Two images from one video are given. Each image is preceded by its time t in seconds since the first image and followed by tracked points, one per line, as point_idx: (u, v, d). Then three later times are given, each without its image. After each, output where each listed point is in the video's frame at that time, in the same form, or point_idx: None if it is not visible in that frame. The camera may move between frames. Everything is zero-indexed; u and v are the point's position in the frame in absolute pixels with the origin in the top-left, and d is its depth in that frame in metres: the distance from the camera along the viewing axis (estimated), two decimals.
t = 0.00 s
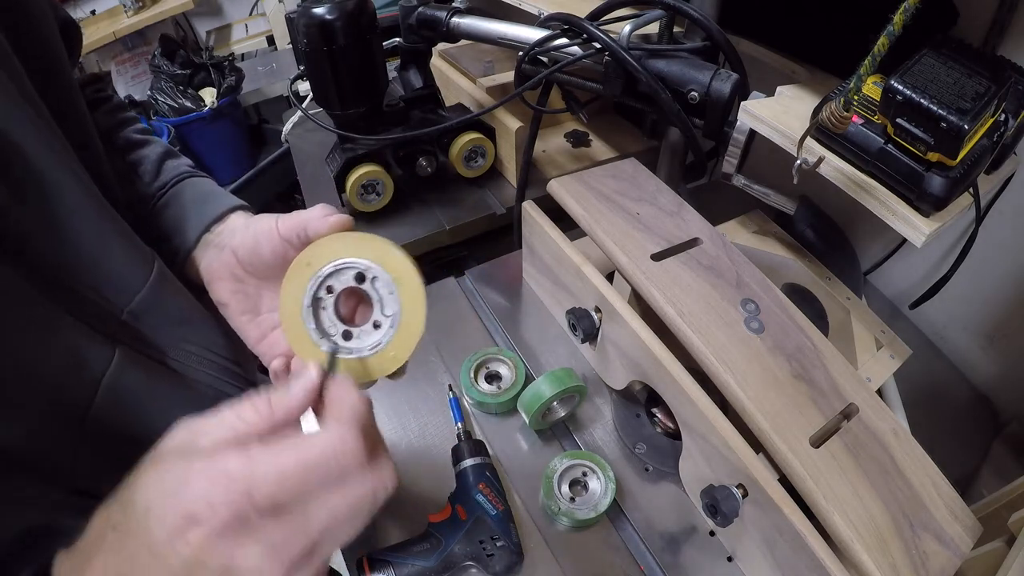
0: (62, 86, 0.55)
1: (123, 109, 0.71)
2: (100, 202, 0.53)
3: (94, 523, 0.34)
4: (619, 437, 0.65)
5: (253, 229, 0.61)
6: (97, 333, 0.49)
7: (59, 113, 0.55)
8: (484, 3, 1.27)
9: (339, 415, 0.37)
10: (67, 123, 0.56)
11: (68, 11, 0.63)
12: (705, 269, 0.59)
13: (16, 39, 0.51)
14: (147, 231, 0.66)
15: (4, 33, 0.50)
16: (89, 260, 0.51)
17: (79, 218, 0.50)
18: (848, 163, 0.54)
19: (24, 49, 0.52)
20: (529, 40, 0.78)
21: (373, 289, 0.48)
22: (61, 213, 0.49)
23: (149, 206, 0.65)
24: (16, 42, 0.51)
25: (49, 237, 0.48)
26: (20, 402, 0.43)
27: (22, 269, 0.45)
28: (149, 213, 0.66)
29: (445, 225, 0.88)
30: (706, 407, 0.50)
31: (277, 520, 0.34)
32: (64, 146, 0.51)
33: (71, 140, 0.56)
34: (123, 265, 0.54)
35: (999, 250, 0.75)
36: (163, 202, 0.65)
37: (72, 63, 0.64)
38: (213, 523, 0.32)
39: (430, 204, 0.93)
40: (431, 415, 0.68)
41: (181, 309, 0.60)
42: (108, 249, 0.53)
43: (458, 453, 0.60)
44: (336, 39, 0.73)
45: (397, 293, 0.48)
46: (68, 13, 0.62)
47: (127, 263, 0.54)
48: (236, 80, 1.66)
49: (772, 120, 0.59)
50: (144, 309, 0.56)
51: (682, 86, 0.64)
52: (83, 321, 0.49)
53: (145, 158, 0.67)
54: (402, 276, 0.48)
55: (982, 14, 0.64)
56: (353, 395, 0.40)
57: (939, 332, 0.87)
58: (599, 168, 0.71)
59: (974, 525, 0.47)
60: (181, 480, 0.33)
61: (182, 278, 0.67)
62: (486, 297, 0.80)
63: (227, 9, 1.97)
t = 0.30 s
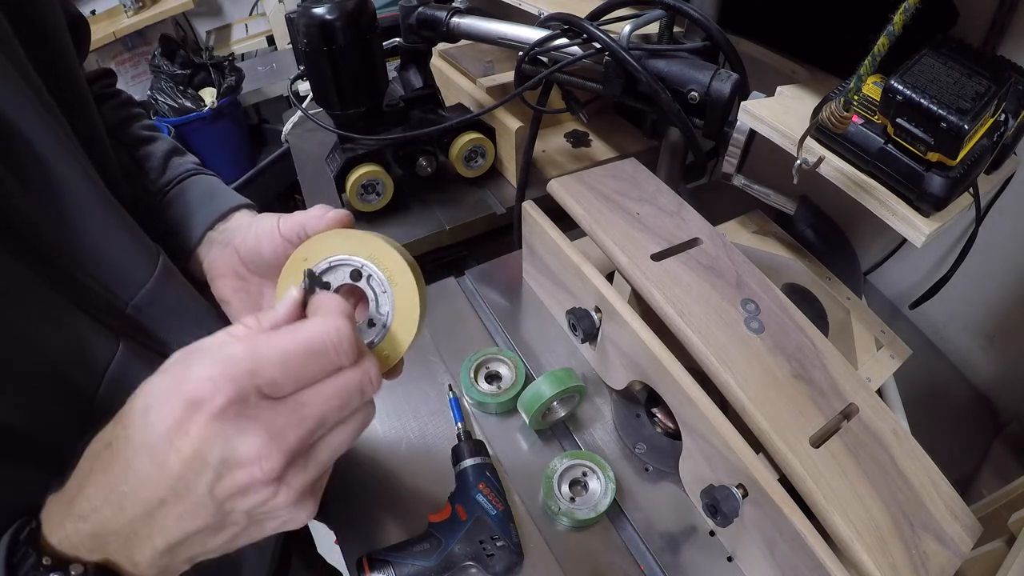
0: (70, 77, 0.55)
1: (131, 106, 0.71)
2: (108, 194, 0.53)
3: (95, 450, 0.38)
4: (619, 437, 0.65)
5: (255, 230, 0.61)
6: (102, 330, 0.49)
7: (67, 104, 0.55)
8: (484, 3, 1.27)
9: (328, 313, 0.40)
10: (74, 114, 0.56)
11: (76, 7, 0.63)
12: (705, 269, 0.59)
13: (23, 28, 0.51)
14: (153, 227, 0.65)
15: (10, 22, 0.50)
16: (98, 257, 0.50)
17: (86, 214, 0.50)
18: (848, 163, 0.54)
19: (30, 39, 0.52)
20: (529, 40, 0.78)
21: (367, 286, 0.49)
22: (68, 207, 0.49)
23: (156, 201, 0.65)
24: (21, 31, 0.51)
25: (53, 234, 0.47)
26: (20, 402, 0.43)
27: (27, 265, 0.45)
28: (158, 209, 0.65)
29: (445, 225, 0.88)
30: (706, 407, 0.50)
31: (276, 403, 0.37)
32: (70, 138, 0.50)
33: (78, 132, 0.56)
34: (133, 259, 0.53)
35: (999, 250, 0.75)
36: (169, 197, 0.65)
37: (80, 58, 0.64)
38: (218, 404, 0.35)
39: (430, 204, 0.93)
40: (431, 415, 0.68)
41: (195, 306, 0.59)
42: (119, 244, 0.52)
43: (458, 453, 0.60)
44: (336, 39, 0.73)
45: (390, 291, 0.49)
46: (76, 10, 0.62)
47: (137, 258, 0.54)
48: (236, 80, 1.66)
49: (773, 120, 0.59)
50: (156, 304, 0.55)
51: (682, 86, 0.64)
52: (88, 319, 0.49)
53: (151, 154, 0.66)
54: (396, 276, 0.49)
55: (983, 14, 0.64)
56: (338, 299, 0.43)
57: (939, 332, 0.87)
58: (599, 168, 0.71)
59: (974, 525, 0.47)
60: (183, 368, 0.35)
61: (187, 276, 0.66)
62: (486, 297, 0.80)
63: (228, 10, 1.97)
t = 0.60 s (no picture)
0: (72, 73, 0.55)
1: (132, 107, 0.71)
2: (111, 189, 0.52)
3: (108, 444, 0.38)
4: (619, 437, 0.65)
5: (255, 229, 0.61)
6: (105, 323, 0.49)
7: (68, 101, 0.55)
8: (484, 3, 1.27)
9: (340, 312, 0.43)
10: (75, 111, 0.56)
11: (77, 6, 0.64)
12: (705, 269, 0.59)
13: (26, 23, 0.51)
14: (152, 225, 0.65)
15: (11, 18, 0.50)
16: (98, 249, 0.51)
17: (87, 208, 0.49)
18: (848, 163, 0.54)
19: (31, 35, 0.51)
20: (529, 39, 0.78)
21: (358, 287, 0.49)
22: (74, 201, 0.49)
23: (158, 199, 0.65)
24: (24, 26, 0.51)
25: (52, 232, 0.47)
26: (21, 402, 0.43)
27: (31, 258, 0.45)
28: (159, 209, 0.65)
29: (445, 225, 0.88)
30: (706, 407, 0.50)
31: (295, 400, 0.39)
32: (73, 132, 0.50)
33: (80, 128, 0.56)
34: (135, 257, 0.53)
35: (999, 250, 0.75)
36: (170, 196, 0.65)
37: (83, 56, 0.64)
38: (243, 395, 0.36)
39: (430, 204, 0.93)
40: (431, 415, 0.68)
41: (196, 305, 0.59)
42: (123, 240, 0.52)
43: (458, 453, 0.60)
44: (335, 39, 0.73)
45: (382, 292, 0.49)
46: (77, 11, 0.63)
47: (140, 254, 0.54)
48: (236, 80, 1.66)
49: (773, 120, 0.59)
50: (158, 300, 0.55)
51: (682, 86, 0.64)
52: (92, 317, 0.49)
53: (152, 154, 0.67)
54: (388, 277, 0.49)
55: (983, 14, 0.64)
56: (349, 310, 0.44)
57: (939, 332, 0.87)
58: (599, 168, 0.71)
59: (974, 525, 0.47)
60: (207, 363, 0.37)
61: (187, 274, 0.67)
62: (486, 297, 0.80)
63: (228, 10, 1.97)
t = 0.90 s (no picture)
0: (74, 67, 0.54)
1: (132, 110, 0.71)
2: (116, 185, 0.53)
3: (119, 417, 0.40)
4: (619, 437, 0.65)
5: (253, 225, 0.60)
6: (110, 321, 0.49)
7: (70, 95, 0.54)
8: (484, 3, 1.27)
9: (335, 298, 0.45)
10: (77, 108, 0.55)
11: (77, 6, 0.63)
12: (705, 269, 0.59)
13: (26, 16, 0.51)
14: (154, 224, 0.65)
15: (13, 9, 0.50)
16: (103, 245, 0.51)
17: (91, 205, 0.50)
18: (848, 163, 0.54)
19: (34, 28, 0.52)
20: (529, 40, 0.78)
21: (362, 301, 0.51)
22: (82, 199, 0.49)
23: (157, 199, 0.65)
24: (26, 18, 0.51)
25: (53, 227, 0.48)
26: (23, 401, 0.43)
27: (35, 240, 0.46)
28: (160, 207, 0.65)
29: (445, 225, 0.88)
30: (706, 407, 0.50)
31: (285, 354, 0.40)
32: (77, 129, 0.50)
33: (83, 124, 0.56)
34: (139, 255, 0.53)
35: (999, 251, 0.75)
36: (172, 193, 0.65)
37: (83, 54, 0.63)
38: (232, 341, 0.38)
39: (429, 204, 0.93)
40: (431, 415, 0.68)
41: (198, 302, 0.59)
42: (129, 235, 0.52)
43: (458, 453, 0.60)
44: (335, 39, 0.73)
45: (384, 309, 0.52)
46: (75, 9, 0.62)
47: (144, 250, 0.54)
48: (236, 80, 1.66)
49: (773, 120, 0.59)
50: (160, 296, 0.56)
51: (682, 86, 0.64)
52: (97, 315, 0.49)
53: (151, 151, 0.67)
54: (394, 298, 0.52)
55: (983, 14, 0.64)
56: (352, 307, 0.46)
57: (939, 332, 0.87)
58: (599, 168, 0.71)
59: (974, 525, 0.47)
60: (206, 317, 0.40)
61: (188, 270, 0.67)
62: (486, 297, 0.80)
63: (228, 10, 1.97)
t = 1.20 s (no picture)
0: (80, 65, 0.56)
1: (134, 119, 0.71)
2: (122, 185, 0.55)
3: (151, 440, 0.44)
4: (619, 437, 0.65)
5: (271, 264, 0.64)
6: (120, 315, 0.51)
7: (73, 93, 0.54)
8: (484, 3, 1.27)
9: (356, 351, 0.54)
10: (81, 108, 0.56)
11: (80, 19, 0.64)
12: (705, 269, 0.59)
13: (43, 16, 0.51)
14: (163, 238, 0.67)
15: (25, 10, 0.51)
16: (111, 242, 0.53)
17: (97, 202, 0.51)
18: (848, 163, 0.54)
19: (46, 28, 0.53)
20: (529, 39, 0.78)
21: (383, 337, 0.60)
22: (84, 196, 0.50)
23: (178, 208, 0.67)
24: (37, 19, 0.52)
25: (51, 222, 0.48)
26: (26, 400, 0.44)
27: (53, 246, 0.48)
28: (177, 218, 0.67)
29: (445, 225, 0.88)
30: (706, 407, 0.50)
31: (319, 404, 0.48)
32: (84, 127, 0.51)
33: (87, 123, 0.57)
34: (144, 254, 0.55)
35: (999, 251, 0.75)
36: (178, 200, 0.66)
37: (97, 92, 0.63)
38: (278, 392, 0.46)
39: (430, 204, 0.93)
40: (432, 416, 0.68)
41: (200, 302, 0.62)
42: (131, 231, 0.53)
43: (458, 453, 0.60)
44: (335, 39, 0.73)
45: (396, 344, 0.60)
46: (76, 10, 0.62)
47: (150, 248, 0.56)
48: (236, 80, 1.66)
49: (773, 120, 0.59)
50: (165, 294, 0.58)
51: (682, 86, 0.64)
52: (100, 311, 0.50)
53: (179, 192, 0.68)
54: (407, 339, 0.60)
55: (983, 14, 0.64)
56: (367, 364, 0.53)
57: (939, 331, 0.87)
58: (599, 168, 0.71)
59: (974, 525, 0.47)
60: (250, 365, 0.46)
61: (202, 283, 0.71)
62: (486, 297, 0.80)
63: (228, 10, 1.97)
